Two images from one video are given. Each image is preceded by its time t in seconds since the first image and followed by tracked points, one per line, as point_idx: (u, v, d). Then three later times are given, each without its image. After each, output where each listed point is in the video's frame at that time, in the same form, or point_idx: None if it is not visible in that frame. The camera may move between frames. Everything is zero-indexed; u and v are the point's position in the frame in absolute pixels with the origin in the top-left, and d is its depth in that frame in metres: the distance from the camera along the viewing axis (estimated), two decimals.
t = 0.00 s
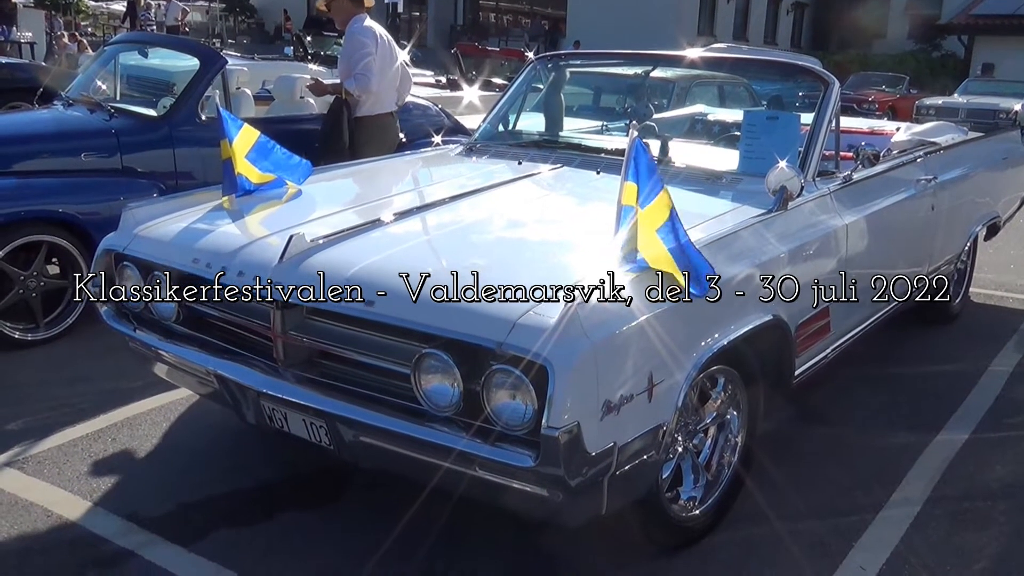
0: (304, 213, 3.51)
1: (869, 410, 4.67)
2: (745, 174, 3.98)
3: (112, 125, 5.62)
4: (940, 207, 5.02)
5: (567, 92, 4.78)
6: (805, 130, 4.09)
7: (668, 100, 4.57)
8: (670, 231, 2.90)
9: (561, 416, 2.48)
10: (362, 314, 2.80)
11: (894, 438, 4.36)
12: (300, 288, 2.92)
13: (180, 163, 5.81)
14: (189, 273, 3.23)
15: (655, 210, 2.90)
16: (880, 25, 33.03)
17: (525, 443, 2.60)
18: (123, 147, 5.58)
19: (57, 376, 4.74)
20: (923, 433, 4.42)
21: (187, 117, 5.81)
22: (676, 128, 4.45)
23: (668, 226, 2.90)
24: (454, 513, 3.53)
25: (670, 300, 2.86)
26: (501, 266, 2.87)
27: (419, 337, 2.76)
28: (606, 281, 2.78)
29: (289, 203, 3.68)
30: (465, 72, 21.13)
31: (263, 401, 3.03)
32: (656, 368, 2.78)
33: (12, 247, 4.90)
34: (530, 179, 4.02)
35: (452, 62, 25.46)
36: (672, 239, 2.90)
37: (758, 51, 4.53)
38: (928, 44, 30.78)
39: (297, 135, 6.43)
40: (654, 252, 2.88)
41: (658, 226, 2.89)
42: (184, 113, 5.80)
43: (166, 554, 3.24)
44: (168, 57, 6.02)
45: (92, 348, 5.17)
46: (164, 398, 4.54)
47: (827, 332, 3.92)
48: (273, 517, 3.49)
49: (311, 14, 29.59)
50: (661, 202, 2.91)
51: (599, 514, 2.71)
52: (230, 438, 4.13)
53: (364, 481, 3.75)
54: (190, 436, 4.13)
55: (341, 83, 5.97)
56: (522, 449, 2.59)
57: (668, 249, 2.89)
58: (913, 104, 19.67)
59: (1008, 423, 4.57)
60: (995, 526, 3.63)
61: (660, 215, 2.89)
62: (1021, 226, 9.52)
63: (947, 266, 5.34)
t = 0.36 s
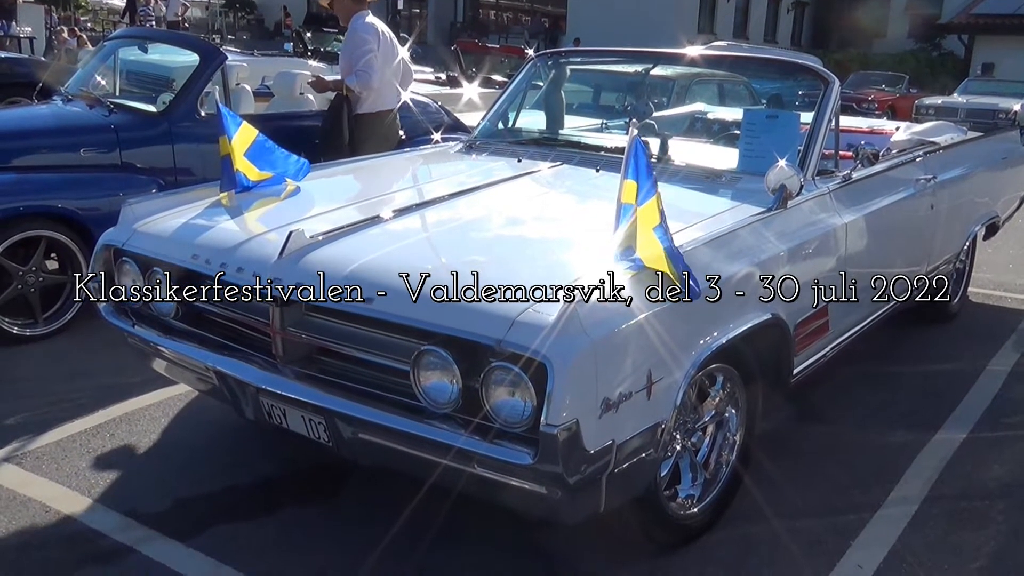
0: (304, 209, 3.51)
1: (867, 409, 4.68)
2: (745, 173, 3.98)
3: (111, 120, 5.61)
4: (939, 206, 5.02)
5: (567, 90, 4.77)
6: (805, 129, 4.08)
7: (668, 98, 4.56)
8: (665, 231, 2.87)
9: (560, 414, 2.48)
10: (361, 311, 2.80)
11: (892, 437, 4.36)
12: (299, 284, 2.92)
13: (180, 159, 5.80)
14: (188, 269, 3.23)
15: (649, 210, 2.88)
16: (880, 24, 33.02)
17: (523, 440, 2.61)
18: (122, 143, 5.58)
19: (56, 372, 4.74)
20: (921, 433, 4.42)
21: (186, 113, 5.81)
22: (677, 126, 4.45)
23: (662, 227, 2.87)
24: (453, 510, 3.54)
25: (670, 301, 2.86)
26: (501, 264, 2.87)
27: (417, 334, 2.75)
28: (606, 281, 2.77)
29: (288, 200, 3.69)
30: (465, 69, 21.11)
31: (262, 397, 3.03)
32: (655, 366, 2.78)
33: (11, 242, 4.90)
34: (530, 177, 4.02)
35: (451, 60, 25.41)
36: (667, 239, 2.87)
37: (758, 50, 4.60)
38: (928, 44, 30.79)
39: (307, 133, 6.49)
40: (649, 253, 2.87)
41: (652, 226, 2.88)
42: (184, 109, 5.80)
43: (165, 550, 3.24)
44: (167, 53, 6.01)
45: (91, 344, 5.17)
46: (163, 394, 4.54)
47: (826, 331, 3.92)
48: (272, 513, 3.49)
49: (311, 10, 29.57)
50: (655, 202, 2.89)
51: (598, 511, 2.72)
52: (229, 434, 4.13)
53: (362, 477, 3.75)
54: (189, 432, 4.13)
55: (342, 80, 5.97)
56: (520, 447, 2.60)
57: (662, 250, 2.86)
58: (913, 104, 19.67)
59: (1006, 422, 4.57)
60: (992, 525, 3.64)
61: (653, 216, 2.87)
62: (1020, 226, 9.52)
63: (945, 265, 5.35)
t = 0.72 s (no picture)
0: (304, 208, 3.51)
1: (866, 408, 4.68)
2: (745, 172, 3.98)
3: (111, 118, 5.61)
4: (938, 206, 5.02)
5: (566, 88, 4.77)
6: (805, 127, 4.09)
7: (667, 97, 4.55)
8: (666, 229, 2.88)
9: (559, 413, 2.49)
10: (360, 309, 2.80)
11: (891, 436, 4.37)
12: (299, 283, 2.92)
13: (179, 157, 5.80)
14: (187, 267, 3.23)
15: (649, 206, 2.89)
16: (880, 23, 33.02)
17: (523, 438, 2.61)
18: (121, 141, 5.58)
19: (55, 370, 4.74)
20: (919, 431, 4.43)
21: (186, 111, 5.81)
22: (675, 125, 4.44)
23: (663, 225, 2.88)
24: (452, 509, 3.54)
25: (670, 300, 2.87)
26: (501, 263, 2.87)
27: (417, 332, 2.75)
28: (606, 280, 2.77)
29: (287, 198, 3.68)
30: (465, 67, 21.10)
31: (262, 396, 3.03)
32: (655, 364, 2.78)
33: (10, 239, 4.90)
34: (529, 175, 4.02)
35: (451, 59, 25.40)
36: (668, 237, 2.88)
37: (759, 48, 4.59)
38: (927, 43, 30.80)
39: (305, 132, 6.49)
40: (652, 251, 2.88)
41: (653, 223, 2.88)
42: (183, 107, 5.80)
43: (164, 548, 3.24)
44: (166, 51, 6.01)
45: (90, 341, 5.17)
46: (162, 392, 4.54)
47: (825, 329, 3.93)
48: (271, 512, 3.50)
49: (310, 8, 29.54)
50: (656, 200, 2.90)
51: (597, 509, 2.72)
52: (228, 432, 4.13)
53: (361, 476, 3.76)
54: (188, 430, 4.13)
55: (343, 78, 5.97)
56: (520, 445, 2.60)
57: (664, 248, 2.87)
58: (912, 102, 19.68)
59: (1004, 421, 4.58)
60: (991, 524, 3.64)
61: (654, 213, 2.88)
62: (1018, 225, 9.53)
63: (945, 265, 5.36)
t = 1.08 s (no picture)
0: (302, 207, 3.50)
1: (864, 407, 4.68)
2: (743, 172, 3.96)
3: (109, 117, 5.60)
4: (936, 205, 5.02)
5: (565, 87, 4.76)
6: (804, 127, 4.11)
7: (666, 95, 4.59)
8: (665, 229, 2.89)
9: (558, 412, 2.48)
10: (359, 308, 2.80)
11: (889, 435, 4.37)
12: (297, 282, 2.92)
13: (177, 156, 5.79)
14: (185, 266, 3.23)
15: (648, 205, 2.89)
16: (878, 23, 33.06)
17: (521, 438, 2.61)
18: (119, 140, 5.57)
19: (53, 368, 4.74)
20: (918, 431, 4.43)
21: (184, 110, 5.80)
22: (675, 124, 4.48)
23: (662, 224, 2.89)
24: (450, 507, 3.54)
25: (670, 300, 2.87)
26: (500, 262, 2.87)
27: (415, 331, 2.75)
28: (607, 280, 2.77)
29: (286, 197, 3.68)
30: (463, 66, 21.09)
31: (260, 395, 3.03)
32: (653, 364, 2.78)
33: (8, 238, 4.90)
34: (528, 174, 4.02)
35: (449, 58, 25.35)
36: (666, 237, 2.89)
37: (758, 47, 4.51)
38: (926, 43, 30.82)
39: (299, 130, 6.45)
40: (650, 251, 2.88)
41: (651, 222, 2.89)
42: (182, 106, 5.79)
43: (162, 547, 3.24)
44: (165, 50, 6.00)
45: (88, 340, 5.16)
46: (160, 390, 4.53)
47: (824, 329, 3.93)
48: (269, 511, 3.49)
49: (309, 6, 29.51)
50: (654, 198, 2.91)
51: (594, 509, 2.72)
52: (226, 431, 4.12)
53: (360, 474, 3.76)
54: (186, 428, 4.13)
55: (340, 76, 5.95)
56: (518, 444, 2.60)
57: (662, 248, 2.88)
58: (911, 102, 19.69)
59: (1003, 421, 4.58)
60: (989, 523, 3.65)
61: (653, 212, 2.88)
62: (1017, 225, 9.54)
63: (943, 265, 5.37)
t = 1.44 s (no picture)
0: (300, 206, 3.50)
1: (860, 407, 4.69)
2: (740, 172, 3.97)
3: (106, 115, 5.60)
4: (932, 205, 5.03)
5: (562, 86, 4.77)
6: (801, 127, 4.12)
7: (663, 95, 4.57)
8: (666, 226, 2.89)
9: (554, 411, 2.49)
10: (357, 307, 2.80)
11: (885, 435, 4.38)
12: (294, 281, 2.91)
13: (173, 154, 5.78)
14: (182, 265, 3.22)
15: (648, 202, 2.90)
16: (874, 23, 33.12)
17: (518, 437, 2.61)
18: (116, 138, 5.56)
19: (49, 367, 4.73)
20: (913, 431, 4.44)
21: (181, 108, 5.79)
22: (672, 123, 4.51)
23: (662, 222, 2.89)
24: (446, 506, 3.54)
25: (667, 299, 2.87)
26: (497, 262, 2.87)
27: (412, 331, 2.75)
28: (604, 280, 2.77)
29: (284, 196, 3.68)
30: (460, 65, 21.06)
31: (256, 394, 3.03)
32: (650, 363, 2.79)
33: (4, 236, 4.89)
34: (525, 174, 4.02)
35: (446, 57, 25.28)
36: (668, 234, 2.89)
37: (754, 47, 4.49)
38: (923, 43, 30.89)
39: (283, 129, 6.40)
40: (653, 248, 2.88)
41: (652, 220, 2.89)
42: (178, 104, 5.79)
43: (158, 546, 3.24)
44: (162, 48, 5.99)
45: (84, 339, 5.15)
46: (157, 389, 4.53)
47: (820, 328, 3.94)
48: (265, 510, 3.49)
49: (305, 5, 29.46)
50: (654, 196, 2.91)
51: (591, 508, 2.72)
52: (222, 430, 4.12)
53: (357, 474, 3.75)
54: (182, 427, 4.13)
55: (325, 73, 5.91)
56: (515, 443, 2.60)
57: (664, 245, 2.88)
58: (907, 101, 19.71)
59: (998, 421, 4.59)
60: (984, 523, 3.65)
61: (654, 210, 2.88)
62: (1013, 226, 9.55)
63: (939, 265, 5.38)
